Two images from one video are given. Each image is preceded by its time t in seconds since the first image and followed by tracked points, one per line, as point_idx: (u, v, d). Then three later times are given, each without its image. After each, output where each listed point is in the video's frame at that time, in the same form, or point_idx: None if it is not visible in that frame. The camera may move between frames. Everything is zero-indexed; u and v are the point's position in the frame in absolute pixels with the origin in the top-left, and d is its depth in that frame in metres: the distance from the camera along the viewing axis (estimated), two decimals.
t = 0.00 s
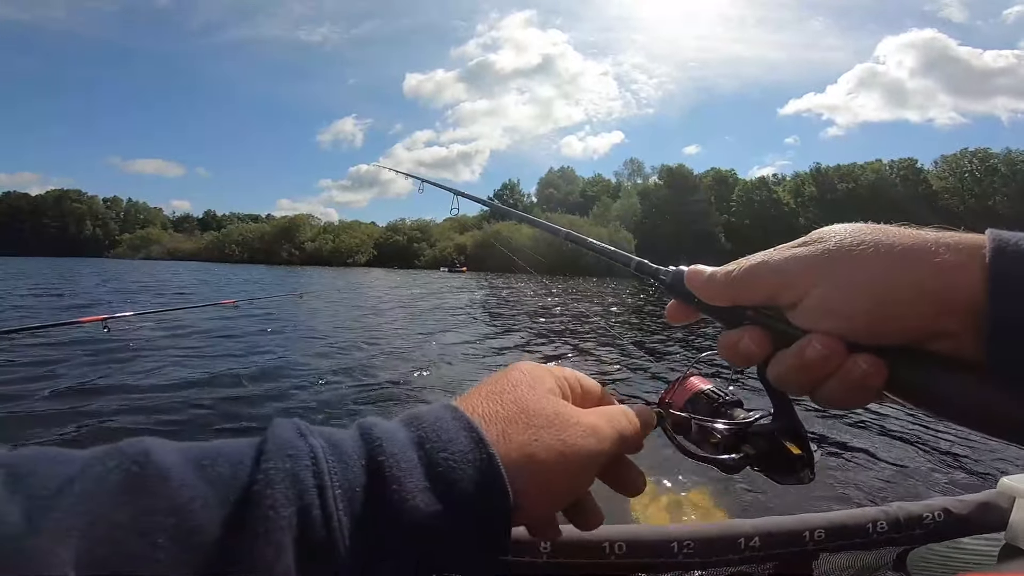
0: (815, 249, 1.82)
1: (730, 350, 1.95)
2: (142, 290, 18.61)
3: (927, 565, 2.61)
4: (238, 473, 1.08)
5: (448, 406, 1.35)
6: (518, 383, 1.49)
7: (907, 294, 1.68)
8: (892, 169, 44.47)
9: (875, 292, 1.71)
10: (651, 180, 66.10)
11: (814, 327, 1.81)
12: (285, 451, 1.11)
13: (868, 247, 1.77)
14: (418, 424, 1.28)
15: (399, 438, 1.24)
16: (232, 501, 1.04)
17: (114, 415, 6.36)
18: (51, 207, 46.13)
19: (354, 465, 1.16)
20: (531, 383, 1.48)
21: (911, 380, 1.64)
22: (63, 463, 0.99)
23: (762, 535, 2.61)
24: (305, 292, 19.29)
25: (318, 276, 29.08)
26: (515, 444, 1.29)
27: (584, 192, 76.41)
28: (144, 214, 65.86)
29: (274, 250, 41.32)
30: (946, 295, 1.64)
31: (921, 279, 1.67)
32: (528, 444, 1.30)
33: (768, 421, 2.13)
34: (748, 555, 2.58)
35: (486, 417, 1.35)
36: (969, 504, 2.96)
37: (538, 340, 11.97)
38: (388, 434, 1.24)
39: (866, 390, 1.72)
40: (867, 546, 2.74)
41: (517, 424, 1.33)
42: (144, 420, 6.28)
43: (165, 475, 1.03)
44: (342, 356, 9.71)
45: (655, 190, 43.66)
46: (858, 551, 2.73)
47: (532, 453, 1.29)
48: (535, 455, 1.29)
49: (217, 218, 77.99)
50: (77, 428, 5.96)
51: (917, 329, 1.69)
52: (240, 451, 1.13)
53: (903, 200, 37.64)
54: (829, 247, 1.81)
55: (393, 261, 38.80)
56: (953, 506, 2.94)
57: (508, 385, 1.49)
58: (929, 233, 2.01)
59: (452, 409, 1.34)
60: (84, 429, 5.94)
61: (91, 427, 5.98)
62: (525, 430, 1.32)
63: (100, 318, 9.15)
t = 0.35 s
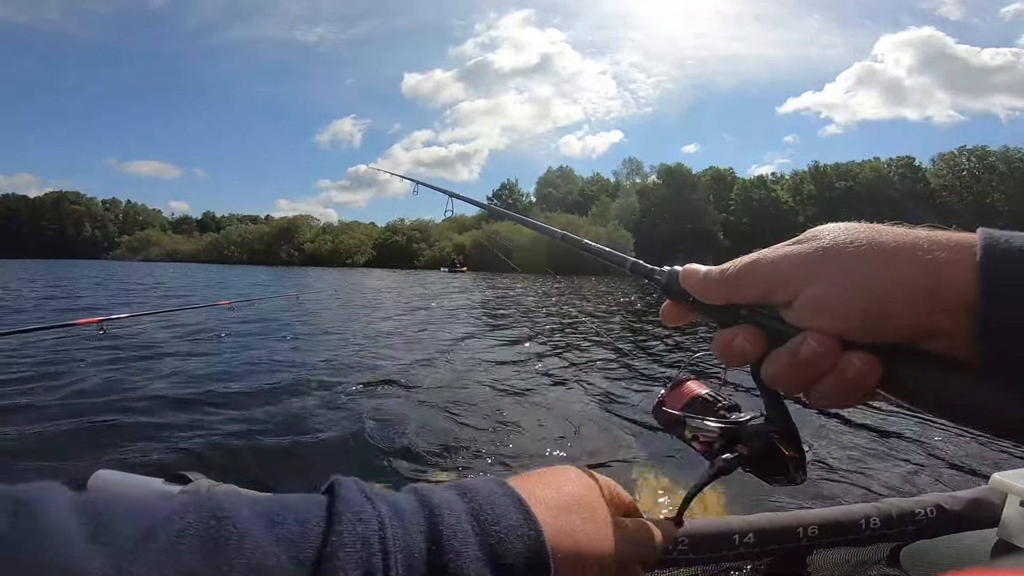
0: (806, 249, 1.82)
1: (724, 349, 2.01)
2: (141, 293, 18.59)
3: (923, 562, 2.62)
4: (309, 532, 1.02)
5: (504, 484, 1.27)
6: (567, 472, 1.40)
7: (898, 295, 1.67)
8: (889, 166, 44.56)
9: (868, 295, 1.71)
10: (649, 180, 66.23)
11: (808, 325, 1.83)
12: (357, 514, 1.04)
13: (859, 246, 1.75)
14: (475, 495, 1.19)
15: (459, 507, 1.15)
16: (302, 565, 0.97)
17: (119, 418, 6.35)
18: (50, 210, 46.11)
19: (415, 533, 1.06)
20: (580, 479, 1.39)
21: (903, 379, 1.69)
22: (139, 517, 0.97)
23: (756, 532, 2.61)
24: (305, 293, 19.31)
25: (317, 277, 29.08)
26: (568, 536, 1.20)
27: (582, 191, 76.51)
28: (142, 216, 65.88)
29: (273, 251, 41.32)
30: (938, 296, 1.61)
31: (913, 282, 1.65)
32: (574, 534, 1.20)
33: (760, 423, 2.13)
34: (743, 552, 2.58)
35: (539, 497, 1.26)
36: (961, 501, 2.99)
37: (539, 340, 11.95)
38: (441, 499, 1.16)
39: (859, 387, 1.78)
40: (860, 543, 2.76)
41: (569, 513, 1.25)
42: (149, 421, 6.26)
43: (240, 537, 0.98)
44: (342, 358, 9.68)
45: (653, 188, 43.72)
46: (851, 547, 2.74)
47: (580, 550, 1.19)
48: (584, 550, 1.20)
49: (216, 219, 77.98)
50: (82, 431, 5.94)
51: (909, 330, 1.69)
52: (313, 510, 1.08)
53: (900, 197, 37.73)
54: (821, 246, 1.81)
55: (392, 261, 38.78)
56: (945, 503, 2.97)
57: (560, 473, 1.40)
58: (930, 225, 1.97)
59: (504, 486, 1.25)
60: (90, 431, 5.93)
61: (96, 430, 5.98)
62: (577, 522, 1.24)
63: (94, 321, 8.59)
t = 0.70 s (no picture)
0: (801, 263, 1.80)
1: (723, 362, 1.99)
2: (144, 294, 18.68)
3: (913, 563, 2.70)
4: (261, 538, 0.98)
5: (506, 467, 1.18)
6: (588, 450, 1.30)
7: (895, 306, 1.65)
8: (893, 167, 44.41)
9: (862, 308, 1.70)
10: (652, 181, 66.28)
11: (805, 338, 1.80)
12: (312, 517, 0.99)
13: (855, 259, 1.74)
14: (469, 484, 1.11)
15: (444, 498, 1.08)
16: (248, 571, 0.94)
17: (117, 419, 6.37)
18: (55, 211, 46.40)
19: (389, 539, 1.01)
20: (602, 453, 1.29)
21: (896, 390, 1.67)
22: (72, 516, 0.96)
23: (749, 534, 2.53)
24: (307, 295, 19.36)
25: (319, 279, 29.14)
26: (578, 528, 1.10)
27: (585, 193, 76.49)
28: (147, 217, 66.26)
29: (276, 253, 41.49)
30: (929, 307, 1.61)
31: (905, 295, 1.64)
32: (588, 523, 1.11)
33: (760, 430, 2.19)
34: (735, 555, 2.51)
35: (544, 482, 1.16)
36: (954, 502, 2.95)
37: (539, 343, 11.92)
38: (429, 492, 1.09)
39: (853, 400, 1.75)
40: (852, 544, 2.74)
41: (577, 500, 1.14)
42: (147, 422, 6.28)
43: (179, 538, 0.95)
44: (339, 360, 9.67)
45: (656, 190, 43.71)
46: (842, 550, 2.72)
47: (587, 539, 1.10)
48: (586, 538, 1.10)
49: (220, 221, 78.42)
50: (80, 432, 5.97)
51: (902, 342, 1.68)
52: (266, 508, 1.03)
53: (903, 200, 37.65)
54: (818, 260, 1.79)
55: (395, 263, 38.86)
56: (937, 504, 2.93)
57: (576, 449, 1.30)
58: (921, 242, 1.97)
59: (509, 471, 1.16)
60: (87, 432, 5.96)
61: (94, 432, 6.00)
62: (586, 509, 1.13)
63: (89, 330, 7.90)
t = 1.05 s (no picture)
0: (813, 282, 1.77)
1: (733, 380, 1.94)
2: (148, 297, 18.76)
3: (922, 563, 2.56)
4: (259, 494, 1.05)
5: (460, 429, 1.26)
6: (523, 403, 1.41)
7: (904, 327, 1.62)
8: (897, 173, 44.30)
9: (874, 326, 1.66)
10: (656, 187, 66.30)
11: (815, 358, 1.77)
12: (304, 475, 1.05)
13: (869, 277, 1.71)
14: (429, 444, 1.21)
15: (411, 457, 1.17)
16: (253, 524, 1.01)
17: (121, 420, 6.43)
18: (63, 213, 46.72)
19: (369, 490, 1.09)
20: (538, 405, 1.39)
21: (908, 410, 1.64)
22: (87, 487, 1.00)
23: (756, 544, 2.60)
24: (311, 300, 19.43)
25: (324, 283, 29.25)
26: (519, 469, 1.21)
27: (590, 199, 76.49)
28: (154, 220, 66.62)
29: (282, 257, 41.68)
30: (944, 328, 1.57)
31: (921, 315, 1.60)
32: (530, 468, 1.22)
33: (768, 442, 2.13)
34: (747, 563, 2.57)
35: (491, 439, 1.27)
36: (961, 510, 2.95)
37: (542, 350, 11.93)
38: (398, 453, 1.17)
39: (864, 419, 1.71)
40: (862, 552, 2.70)
41: (524, 450, 1.24)
42: (151, 424, 6.34)
43: (187, 496, 1.00)
44: (343, 365, 9.70)
45: (660, 195, 43.70)
46: (853, 557, 2.69)
47: (530, 477, 1.21)
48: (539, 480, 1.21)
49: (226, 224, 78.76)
50: (85, 432, 6.03)
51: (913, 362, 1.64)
52: (258, 472, 1.09)
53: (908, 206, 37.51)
54: (830, 280, 1.75)
55: (399, 268, 38.96)
56: (944, 512, 2.93)
57: (516, 405, 1.40)
58: (935, 261, 1.93)
59: (462, 432, 1.25)
60: (93, 432, 6.02)
61: (99, 432, 6.06)
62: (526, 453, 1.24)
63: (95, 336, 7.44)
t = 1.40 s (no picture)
0: (825, 271, 1.72)
1: (744, 369, 1.97)
2: (149, 300, 18.71)
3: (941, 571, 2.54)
4: (327, 523, 1.08)
5: (503, 478, 1.33)
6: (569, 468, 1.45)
7: (918, 319, 1.58)
8: (898, 182, 44.45)
9: (887, 321, 1.62)
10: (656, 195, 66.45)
11: (829, 349, 1.75)
12: (373, 507, 1.10)
13: (881, 269, 1.65)
14: (476, 486, 1.27)
15: (461, 498, 1.22)
16: (324, 553, 1.03)
17: (129, 421, 6.42)
18: (63, 215, 46.70)
19: (426, 523, 1.14)
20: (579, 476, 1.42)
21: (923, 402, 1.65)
22: (166, 510, 1.00)
23: (771, 547, 2.58)
24: (311, 304, 19.42)
25: (325, 288, 29.23)
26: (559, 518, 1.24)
27: (590, 206, 76.59)
28: (153, 223, 66.60)
29: (282, 261, 41.66)
30: (963, 320, 1.52)
31: (934, 307, 1.55)
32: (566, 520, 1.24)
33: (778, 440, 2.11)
34: (759, 567, 2.56)
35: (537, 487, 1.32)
36: (981, 516, 2.90)
37: (544, 356, 11.94)
38: (449, 491, 1.23)
39: (880, 409, 1.73)
40: (878, 558, 2.68)
41: (571, 503, 1.29)
42: (160, 425, 6.32)
43: (264, 527, 1.04)
44: (347, 369, 9.70)
45: (660, 202, 43.80)
46: (869, 563, 2.67)
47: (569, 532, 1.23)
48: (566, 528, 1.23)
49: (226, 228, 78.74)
50: (93, 433, 6.01)
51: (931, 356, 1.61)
52: (325, 501, 1.13)
53: (907, 216, 37.62)
54: (842, 269, 1.71)
55: (400, 273, 38.96)
56: (964, 519, 2.89)
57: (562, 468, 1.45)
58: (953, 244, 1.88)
59: (506, 480, 1.32)
60: (101, 432, 6.01)
61: (109, 433, 6.04)
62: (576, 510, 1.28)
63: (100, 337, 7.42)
